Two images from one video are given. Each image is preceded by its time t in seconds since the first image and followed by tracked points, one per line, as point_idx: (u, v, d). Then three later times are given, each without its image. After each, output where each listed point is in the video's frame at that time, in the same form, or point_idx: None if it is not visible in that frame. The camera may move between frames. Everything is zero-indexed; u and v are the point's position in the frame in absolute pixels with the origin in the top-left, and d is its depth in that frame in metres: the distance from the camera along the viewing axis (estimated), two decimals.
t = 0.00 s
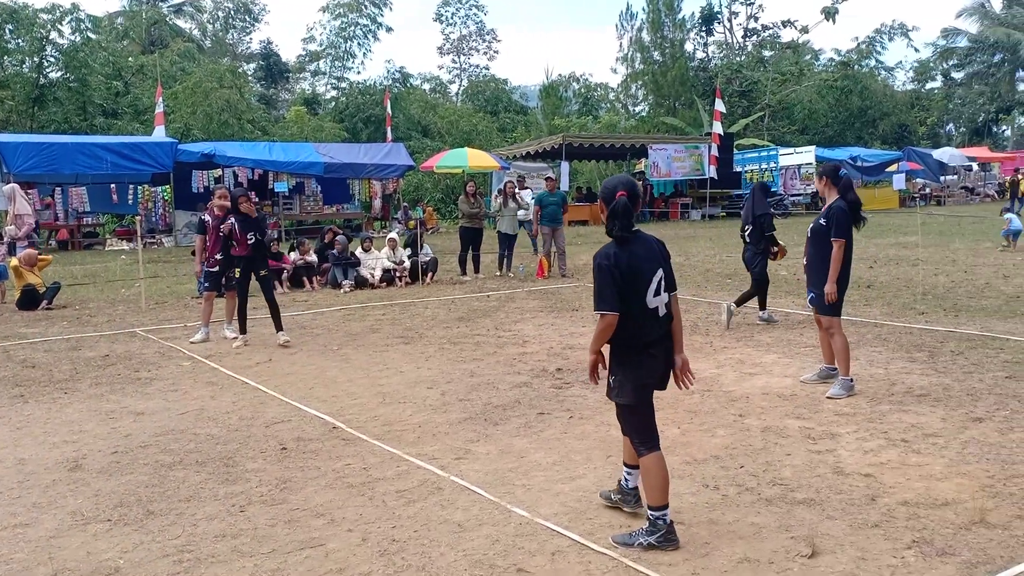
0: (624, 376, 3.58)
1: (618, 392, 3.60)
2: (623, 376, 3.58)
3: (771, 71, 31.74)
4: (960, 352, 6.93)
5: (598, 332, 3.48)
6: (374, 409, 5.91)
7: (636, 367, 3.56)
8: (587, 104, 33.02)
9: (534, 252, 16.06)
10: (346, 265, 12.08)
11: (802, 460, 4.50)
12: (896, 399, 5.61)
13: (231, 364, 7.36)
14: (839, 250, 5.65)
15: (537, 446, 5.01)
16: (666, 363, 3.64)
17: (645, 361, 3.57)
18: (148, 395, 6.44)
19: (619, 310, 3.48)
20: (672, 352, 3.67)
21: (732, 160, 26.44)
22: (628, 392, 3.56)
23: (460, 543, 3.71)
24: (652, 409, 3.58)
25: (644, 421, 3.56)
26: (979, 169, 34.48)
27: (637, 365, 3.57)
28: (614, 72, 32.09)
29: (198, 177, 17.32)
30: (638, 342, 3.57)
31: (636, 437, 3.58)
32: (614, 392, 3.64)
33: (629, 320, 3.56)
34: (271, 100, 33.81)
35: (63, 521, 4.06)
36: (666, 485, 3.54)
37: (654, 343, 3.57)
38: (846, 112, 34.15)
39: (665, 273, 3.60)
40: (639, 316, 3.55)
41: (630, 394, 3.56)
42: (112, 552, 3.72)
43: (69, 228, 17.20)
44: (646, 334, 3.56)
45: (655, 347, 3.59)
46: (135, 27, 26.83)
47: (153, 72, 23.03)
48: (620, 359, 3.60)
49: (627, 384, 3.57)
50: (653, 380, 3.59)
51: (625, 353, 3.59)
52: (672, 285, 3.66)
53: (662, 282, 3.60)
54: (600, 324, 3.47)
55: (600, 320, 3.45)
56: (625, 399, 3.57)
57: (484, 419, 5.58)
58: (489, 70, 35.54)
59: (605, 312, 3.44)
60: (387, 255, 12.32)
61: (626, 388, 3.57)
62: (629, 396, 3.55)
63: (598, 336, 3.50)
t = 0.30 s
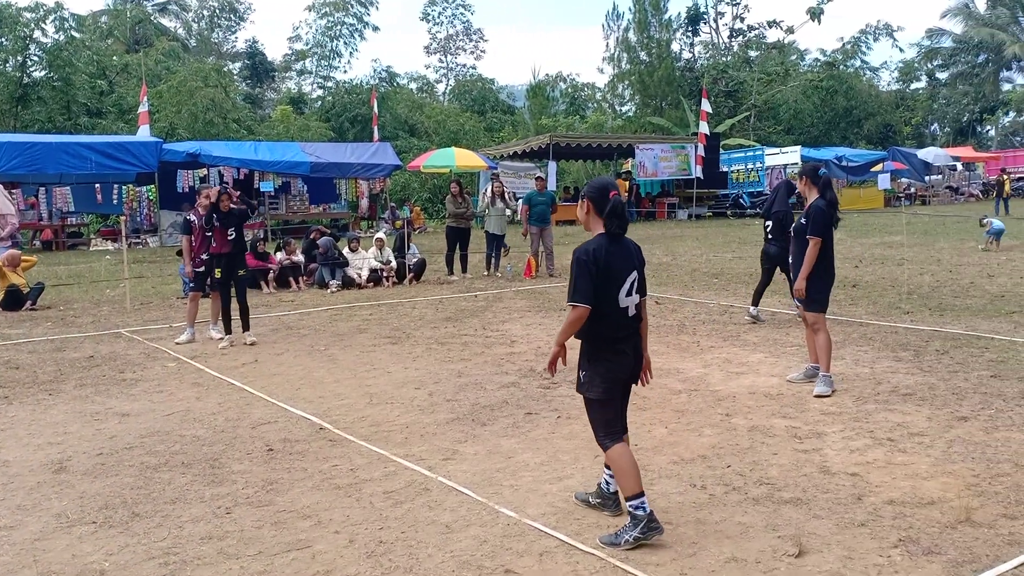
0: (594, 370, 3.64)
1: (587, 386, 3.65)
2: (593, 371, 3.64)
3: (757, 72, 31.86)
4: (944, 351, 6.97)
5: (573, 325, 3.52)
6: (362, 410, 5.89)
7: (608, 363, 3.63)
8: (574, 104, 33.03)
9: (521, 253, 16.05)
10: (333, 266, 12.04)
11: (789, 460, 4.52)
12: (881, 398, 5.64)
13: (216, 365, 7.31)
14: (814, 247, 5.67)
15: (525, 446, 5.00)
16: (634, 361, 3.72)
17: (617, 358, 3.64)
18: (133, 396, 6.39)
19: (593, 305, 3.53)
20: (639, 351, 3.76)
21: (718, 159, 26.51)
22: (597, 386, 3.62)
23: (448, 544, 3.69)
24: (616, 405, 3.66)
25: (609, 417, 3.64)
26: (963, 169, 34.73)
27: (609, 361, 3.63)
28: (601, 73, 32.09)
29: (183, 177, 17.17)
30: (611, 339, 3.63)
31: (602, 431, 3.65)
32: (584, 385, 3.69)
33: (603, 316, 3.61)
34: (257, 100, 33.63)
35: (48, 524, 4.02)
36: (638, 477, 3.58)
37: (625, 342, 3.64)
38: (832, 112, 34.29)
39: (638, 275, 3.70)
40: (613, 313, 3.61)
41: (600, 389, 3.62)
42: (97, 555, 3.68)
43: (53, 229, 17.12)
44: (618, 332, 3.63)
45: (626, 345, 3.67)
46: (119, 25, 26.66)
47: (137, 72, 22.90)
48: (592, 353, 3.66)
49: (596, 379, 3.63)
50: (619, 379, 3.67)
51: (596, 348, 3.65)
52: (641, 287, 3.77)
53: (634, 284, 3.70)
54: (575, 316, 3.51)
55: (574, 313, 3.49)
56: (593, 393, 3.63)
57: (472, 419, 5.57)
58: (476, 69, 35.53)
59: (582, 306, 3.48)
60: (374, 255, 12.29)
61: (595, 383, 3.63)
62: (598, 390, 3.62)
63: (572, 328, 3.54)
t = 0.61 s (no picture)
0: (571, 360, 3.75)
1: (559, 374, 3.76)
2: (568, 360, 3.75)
3: (746, 73, 31.94)
4: (932, 353, 7.00)
5: (567, 312, 3.64)
6: (350, 412, 5.86)
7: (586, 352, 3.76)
8: (564, 105, 33.02)
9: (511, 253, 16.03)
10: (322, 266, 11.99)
11: (777, 462, 4.52)
12: (870, 400, 5.65)
13: (204, 367, 7.26)
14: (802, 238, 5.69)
15: (514, 449, 4.98)
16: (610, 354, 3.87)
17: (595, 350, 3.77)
18: (120, 397, 6.33)
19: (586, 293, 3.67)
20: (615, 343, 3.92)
21: (707, 161, 26.59)
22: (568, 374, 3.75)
23: (437, 547, 3.67)
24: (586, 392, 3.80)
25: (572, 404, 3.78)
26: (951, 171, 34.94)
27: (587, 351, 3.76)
28: (590, 74, 32.10)
29: (171, 176, 17.06)
30: (592, 329, 3.77)
31: (540, 412, 3.81)
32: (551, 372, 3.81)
33: (589, 305, 3.75)
34: (246, 99, 33.48)
35: (32, 527, 3.98)
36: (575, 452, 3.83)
37: (604, 332, 3.79)
38: (820, 114, 34.43)
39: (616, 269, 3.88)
40: (596, 305, 3.76)
41: (566, 376, 3.75)
42: (83, 558, 3.65)
43: (39, 228, 17.16)
44: (597, 324, 3.77)
45: (605, 338, 3.82)
46: (106, 24, 26.51)
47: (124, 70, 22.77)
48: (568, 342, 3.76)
49: (568, 366, 3.76)
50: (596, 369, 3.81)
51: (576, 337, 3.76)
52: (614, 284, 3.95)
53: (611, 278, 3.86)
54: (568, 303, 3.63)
55: (570, 301, 3.62)
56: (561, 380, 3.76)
57: (461, 421, 5.55)
58: (466, 70, 35.51)
59: (579, 294, 3.62)
60: (363, 256, 12.25)
61: (565, 371, 3.75)
62: (565, 378, 3.75)
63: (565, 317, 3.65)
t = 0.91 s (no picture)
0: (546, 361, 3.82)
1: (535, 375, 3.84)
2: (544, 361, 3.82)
3: (736, 76, 32.01)
4: (921, 355, 7.03)
5: (549, 314, 3.70)
6: (339, 414, 5.83)
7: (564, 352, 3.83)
8: (554, 107, 33.04)
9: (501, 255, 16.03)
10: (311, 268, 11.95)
11: (767, 464, 4.53)
12: (859, 402, 5.67)
13: (191, 368, 7.22)
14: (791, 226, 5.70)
15: (503, 451, 4.97)
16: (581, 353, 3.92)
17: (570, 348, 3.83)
18: (107, 399, 6.28)
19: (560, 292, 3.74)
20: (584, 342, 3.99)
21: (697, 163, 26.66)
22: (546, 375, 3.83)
23: (425, 550, 3.66)
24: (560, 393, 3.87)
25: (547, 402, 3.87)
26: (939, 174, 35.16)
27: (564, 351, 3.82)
28: (580, 76, 32.15)
29: (159, 177, 16.94)
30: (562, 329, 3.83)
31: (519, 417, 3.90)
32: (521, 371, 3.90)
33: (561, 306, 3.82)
34: (235, 99, 33.33)
35: (17, 530, 3.95)
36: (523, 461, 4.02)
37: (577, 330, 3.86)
38: (809, 116, 34.58)
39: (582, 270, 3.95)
40: (568, 306, 3.83)
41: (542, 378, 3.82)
42: (69, 562, 3.61)
43: (26, 228, 17.08)
44: (570, 324, 3.83)
45: (577, 337, 3.87)
46: (95, 23, 26.40)
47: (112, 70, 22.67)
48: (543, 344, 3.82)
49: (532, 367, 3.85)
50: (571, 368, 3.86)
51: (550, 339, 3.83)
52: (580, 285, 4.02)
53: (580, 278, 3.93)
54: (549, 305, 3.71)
55: (548, 301, 3.69)
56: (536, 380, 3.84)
57: (450, 423, 5.54)
58: (456, 71, 35.53)
59: (557, 295, 3.70)
60: (351, 257, 12.23)
61: (539, 371, 3.83)
62: (539, 378, 3.84)
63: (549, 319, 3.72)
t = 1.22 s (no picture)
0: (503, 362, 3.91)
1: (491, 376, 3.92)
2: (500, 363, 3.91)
3: (729, 77, 32.04)
4: (913, 356, 7.05)
5: (504, 320, 3.79)
6: (331, 415, 5.81)
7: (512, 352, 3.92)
8: (548, 108, 33.06)
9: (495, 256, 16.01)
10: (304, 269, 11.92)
11: (760, 465, 4.53)
12: (852, 404, 5.68)
13: (183, 369, 7.19)
14: (779, 213, 5.78)
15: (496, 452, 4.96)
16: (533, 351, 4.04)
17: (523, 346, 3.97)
18: (98, 400, 6.25)
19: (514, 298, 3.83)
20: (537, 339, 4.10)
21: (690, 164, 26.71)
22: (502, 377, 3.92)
23: (418, 552, 3.64)
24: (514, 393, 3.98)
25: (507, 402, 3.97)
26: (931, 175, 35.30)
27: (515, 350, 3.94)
28: (574, 77, 32.16)
29: (151, 177, 16.85)
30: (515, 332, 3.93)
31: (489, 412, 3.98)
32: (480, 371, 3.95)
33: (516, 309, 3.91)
34: (227, 99, 33.22)
35: (7, 533, 3.92)
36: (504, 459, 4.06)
37: (529, 331, 3.98)
38: (802, 118, 34.68)
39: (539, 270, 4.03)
40: (522, 309, 3.93)
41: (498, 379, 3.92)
42: (59, 564, 3.59)
43: (17, 228, 17.07)
44: (523, 326, 3.94)
45: (529, 338, 3.99)
46: (87, 23, 26.29)
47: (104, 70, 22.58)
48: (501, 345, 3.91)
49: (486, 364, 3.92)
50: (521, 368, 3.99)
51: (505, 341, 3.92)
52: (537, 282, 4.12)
53: (536, 278, 4.02)
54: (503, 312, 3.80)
55: (502, 309, 3.78)
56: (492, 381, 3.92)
57: (443, 424, 5.52)
58: (449, 72, 35.51)
59: (512, 303, 3.79)
60: (345, 257, 12.17)
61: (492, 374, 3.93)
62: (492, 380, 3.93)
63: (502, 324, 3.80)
